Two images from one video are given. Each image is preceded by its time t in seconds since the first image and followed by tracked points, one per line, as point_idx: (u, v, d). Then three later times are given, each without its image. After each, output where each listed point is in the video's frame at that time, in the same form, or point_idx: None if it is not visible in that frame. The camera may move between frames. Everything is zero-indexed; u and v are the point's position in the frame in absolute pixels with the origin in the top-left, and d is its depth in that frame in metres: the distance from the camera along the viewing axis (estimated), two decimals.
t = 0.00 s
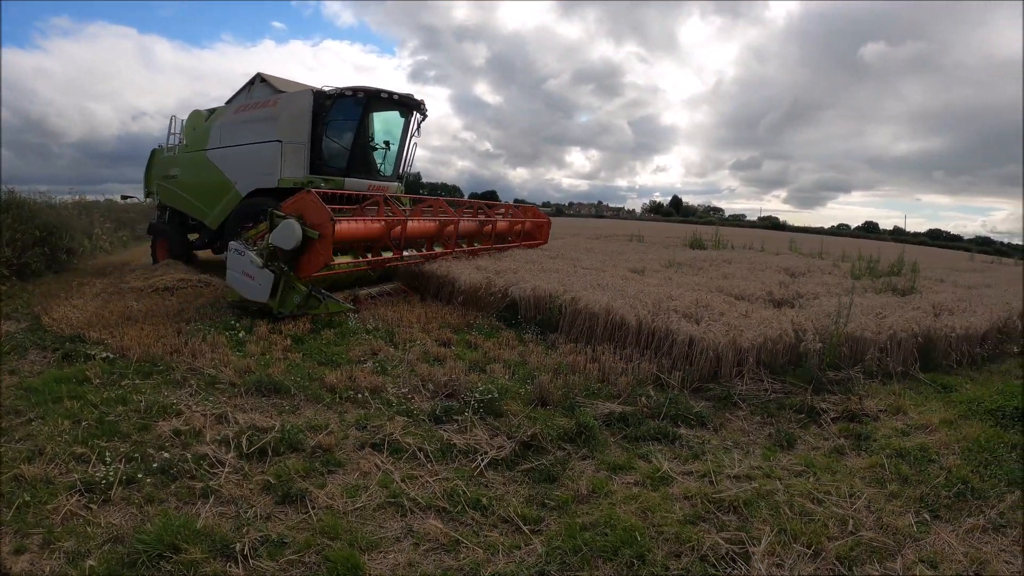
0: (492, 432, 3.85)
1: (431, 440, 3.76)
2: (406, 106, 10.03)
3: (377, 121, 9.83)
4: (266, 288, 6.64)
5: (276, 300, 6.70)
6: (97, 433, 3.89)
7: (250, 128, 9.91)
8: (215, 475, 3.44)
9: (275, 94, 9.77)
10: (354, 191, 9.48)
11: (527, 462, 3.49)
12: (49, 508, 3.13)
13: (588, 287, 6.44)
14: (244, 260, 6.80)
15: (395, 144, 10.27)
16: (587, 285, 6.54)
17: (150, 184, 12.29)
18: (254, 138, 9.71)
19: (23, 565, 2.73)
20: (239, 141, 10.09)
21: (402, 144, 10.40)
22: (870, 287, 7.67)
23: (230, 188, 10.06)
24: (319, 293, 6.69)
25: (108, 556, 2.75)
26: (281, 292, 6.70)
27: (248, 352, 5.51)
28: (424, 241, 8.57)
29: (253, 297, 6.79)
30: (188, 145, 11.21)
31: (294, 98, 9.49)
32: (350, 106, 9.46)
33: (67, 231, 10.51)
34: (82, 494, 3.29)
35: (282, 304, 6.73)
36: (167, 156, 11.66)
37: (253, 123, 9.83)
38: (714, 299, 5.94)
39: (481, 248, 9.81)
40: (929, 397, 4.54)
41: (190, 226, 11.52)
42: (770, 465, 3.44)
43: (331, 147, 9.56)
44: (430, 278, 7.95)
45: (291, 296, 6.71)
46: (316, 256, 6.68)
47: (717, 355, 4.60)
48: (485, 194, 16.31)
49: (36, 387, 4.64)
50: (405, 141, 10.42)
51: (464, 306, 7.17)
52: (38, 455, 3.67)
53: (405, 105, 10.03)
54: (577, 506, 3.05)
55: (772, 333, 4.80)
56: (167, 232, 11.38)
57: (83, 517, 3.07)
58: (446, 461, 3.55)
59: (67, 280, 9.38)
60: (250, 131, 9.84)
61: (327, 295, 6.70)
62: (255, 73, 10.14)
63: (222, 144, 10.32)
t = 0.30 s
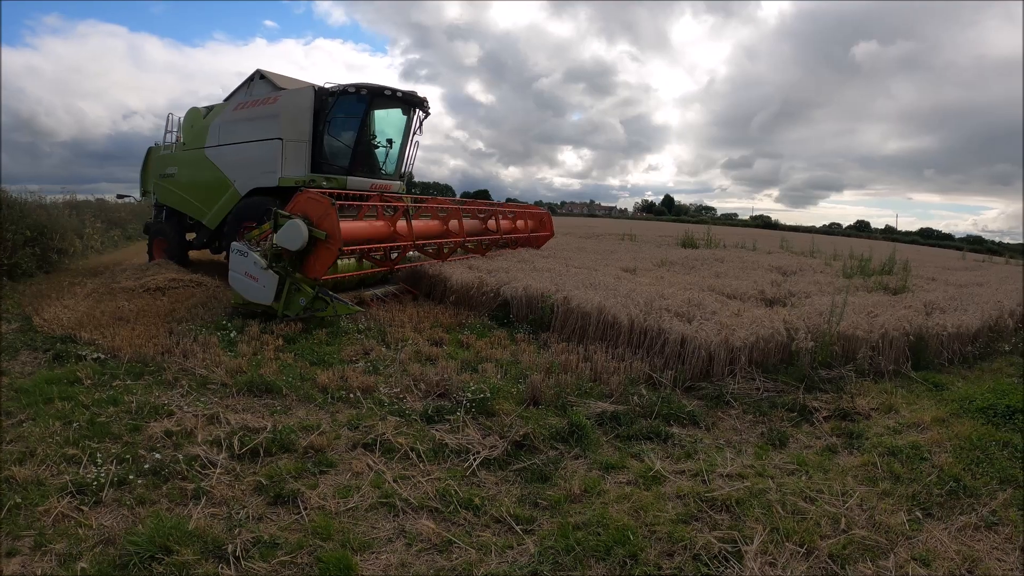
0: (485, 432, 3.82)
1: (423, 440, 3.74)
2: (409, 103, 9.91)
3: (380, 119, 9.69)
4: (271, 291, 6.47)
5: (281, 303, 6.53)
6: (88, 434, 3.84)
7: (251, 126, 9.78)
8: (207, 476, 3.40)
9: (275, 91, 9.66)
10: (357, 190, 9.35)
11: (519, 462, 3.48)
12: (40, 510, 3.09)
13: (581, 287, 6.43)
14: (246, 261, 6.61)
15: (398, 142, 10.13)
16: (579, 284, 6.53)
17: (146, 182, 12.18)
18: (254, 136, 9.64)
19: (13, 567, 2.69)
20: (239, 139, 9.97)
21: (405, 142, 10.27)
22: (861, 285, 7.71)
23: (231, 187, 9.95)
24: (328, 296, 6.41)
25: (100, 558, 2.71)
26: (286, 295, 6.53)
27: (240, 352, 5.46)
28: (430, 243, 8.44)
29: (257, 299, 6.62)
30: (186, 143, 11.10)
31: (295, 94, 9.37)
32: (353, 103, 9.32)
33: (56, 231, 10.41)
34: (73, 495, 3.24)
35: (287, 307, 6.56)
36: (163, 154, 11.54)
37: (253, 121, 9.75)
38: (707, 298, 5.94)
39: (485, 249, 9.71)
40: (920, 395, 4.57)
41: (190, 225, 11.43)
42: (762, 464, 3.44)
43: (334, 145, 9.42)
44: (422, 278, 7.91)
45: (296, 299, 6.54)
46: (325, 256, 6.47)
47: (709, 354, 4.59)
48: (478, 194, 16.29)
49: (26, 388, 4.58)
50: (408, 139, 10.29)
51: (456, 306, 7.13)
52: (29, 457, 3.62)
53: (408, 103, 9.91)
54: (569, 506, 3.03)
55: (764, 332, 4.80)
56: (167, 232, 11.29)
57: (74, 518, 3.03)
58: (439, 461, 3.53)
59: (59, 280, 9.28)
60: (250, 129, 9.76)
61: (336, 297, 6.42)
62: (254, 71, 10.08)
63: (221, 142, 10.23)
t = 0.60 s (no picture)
0: (479, 430, 3.81)
1: (417, 439, 3.72)
2: (416, 102, 9.84)
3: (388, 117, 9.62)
4: (281, 293, 6.39)
5: (292, 305, 6.43)
6: (82, 434, 3.81)
7: (256, 124, 9.71)
8: (202, 475, 3.38)
9: (281, 88, 9.59)
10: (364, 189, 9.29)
11: (513, 460, 3.47)
12: (34, 510, 3.06)
13: (575, 286, 6.43)
14: (256, 262, 6.54)
15: (405, 140, 10.07)
16: (573, 284, 6.52)
17: (146, 182, 12.13)
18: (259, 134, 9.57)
19: (8, 568, 2.67)
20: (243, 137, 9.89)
21: (413, 141, 10.20)
22: (855, 284, 7.74)
23: (235, 186, 9.88)
24: (341, 297, 6.30)
25: (95, 558, 2.69)
26: (297, 297, 6.44)
27: (234, 352, 5.43)
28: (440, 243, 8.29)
29: (268, 301, 6.54)
30: (187, 142, 11.06)
31: (302, 92, 9.30)
32: (361, 101, 9.25)
33: (51, 231, 10.36)
34: (68, 496, 3.21)
35: (298, 309, 6.46)
36: (164, 153, 11.49)
37: (258, 118, 9.68)
38: (702, 297, 5.95)
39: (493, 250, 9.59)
40: (914, 393, 4.58)
41: (190, 224, 11.35)
42: (757, 462, 3.44)
43: (341, 144, 9.35)
44: (417, 277, 7.88)
45: (307, 301, 6.43)
46: (339, 257, 6.36)
47: (703, 352, 4.59)
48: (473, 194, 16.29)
49: (20, 388, 4.55)
50: (414, 138, 10.22)
51: (451, 305, 7.11)
52: (23, 457, 3.59)
53: (416, 101, 9.84)
54: (563, 504, 3.02)
55: (758, 330, 4.80)
56: (168, 232, 11.17)
57: (69, 519, 3.00)
58: (432, 460, 3.52)
59: (54, 280, 9.22)
60: (254, 127, 9.70)
61: (349, 299, 6.31)
62: (259, 68, 10.00)
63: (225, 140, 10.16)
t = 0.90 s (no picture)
0: (475, 429, 3.81)
1: (414, 438, 3.71)
2: (427, 101, 9.78)
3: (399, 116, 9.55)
4: (295, 295, 6.14)
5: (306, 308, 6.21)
6: (79, 434, 3.80)
7: (264, 122, 9.66)
8: (199, 475, 3.37)
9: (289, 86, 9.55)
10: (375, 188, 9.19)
11: (510, 459, 3.46)
12: (32, 511, 3.05)
13: (572, 285, 6.43)
14: (269, 263, 6.30)
15: (415, 140, 9.99)
16: (570, 283, 6.51)
17: (148, 181, 12.10)
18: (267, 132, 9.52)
19: (6, 567, 2.65)
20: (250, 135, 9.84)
21: (422, 140, 10.12)
22: (852, 283, 7.74)
23: (242, 185, 9.83)
24: (358, 300, 6.14)
25: (92, 558, 2.68)
26: (312, 300, 6.21)
27: (232, 352, 5.41)
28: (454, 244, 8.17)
29: (281, 304, 6.30)
30: (191, 141, 11.03)
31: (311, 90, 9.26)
32: (371, 99, 9.19)
33: (47, 232, 10.35)
34: (65, 496, 3.20)
35: (312, 312, 6.24)
36: (167, 152, 11.47)
37: (265, 116, 9.64)
38: (699, 296, 5.95)
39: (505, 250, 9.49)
40: (910, 392, 4.58)
41: (194, 224, 11.25)
42: (753, 461, 3.44)
43: (351, 143, 9.28)
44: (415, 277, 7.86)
45: (322, 305, 6.21)
46: (354, 260, 6.20)
47: (699, 351, 4.60)
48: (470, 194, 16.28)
49: (17, 389, 4.53)
50: (424, 137, 10.15)
51: (449, 305, 7.09)
52: (21, 457, 3.57)
53: (426, 100, 9.78)
54: (560, 503, 3.02)
55: (755, 329, 4.80)
56: (171, 232, 11.05)
57: (66, 518, 2.99)
58: (429, 459, 3.51)
59: (52, 280, 9.19)
60: (262, 125, 9.65)
61: (366, 303, 6.15)
62: (266, 66, 9.98)
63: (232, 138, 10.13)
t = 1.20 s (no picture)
0: (471, 429, 3.79)
1: (409, 438, 3.70)
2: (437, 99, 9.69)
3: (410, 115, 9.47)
4: (313, 300, 6.05)
5: (326, 314, 6.08)
6: (76, 435, 3.77)
7: (271, 120, 9.62)
8: (195, 475, 3.35)
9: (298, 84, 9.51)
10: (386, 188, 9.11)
11: (505, 458, 3.45)
12: (28, 511, 3.03)
13: (569, 284, 6.41)
14: (285, 267, 6.19)
15: (426, 138, 9.92)
16: (567, 282, 6.50)
17: (149, 180, 12.07)
18: (275, 130, 9.47)
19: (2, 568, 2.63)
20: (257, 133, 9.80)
21: (433, 139, 10.03)
22: (849, 282, 7.74)
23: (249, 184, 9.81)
24: (380, 306, 5.92)
25: (88, 558, 2.66)
26: (331, 305, 6.09)
27: (228, 352, 5.39)
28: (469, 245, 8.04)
29: (298, 309, 6.19)
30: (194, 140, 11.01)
31: (321, 87, 9.21)
32: (382, 98, 9.12)
33: (43, 233, 10.42)
34: (62, 496, 3.18)
35: (331, 317, 6.12)
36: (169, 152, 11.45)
37: (273, 115, 9.60)
38: (695, 295, 5.94)
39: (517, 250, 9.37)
40: (906, 390, 4.58)
41: (198, 224, 11.17)
42: (749, 459, 3.43)
43: (361, 142, 9.22)
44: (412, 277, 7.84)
45: (342, 310, 6.08)
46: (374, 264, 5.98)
47: (695, 350, 4.59)
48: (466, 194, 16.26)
49: (13, 389, 4.50)
50: (434, 136, 10.07)
51: (446, 304, 7.07)
52: (17, 458, 3.54)
53: (437, 98, 9.68)
54: (555, 502, 3.01)
55: (751, 328, 4.79)
56: (173, 232, 10.94)
57: (62, 519, 2.97)
58: (425, 458, 3.50)
59: (49, 281, 9.16)
60: (269, 123, 9.61)
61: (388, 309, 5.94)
62: (273, 63, 9.95)
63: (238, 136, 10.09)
